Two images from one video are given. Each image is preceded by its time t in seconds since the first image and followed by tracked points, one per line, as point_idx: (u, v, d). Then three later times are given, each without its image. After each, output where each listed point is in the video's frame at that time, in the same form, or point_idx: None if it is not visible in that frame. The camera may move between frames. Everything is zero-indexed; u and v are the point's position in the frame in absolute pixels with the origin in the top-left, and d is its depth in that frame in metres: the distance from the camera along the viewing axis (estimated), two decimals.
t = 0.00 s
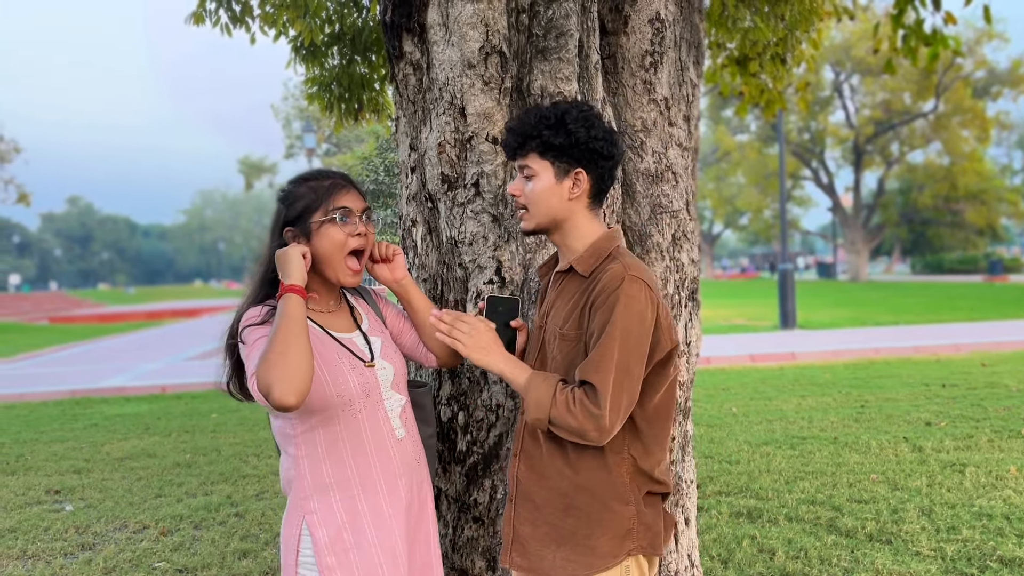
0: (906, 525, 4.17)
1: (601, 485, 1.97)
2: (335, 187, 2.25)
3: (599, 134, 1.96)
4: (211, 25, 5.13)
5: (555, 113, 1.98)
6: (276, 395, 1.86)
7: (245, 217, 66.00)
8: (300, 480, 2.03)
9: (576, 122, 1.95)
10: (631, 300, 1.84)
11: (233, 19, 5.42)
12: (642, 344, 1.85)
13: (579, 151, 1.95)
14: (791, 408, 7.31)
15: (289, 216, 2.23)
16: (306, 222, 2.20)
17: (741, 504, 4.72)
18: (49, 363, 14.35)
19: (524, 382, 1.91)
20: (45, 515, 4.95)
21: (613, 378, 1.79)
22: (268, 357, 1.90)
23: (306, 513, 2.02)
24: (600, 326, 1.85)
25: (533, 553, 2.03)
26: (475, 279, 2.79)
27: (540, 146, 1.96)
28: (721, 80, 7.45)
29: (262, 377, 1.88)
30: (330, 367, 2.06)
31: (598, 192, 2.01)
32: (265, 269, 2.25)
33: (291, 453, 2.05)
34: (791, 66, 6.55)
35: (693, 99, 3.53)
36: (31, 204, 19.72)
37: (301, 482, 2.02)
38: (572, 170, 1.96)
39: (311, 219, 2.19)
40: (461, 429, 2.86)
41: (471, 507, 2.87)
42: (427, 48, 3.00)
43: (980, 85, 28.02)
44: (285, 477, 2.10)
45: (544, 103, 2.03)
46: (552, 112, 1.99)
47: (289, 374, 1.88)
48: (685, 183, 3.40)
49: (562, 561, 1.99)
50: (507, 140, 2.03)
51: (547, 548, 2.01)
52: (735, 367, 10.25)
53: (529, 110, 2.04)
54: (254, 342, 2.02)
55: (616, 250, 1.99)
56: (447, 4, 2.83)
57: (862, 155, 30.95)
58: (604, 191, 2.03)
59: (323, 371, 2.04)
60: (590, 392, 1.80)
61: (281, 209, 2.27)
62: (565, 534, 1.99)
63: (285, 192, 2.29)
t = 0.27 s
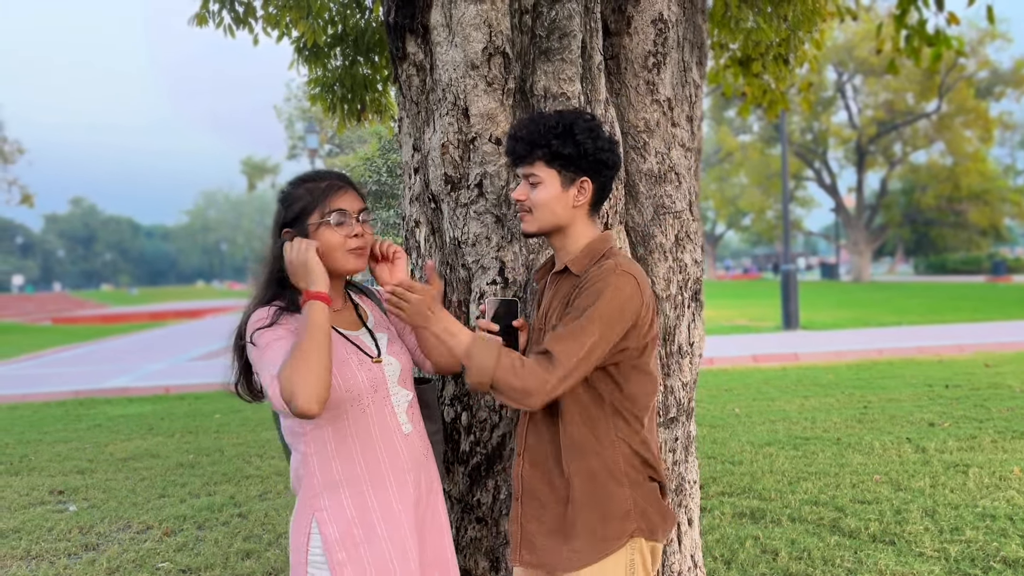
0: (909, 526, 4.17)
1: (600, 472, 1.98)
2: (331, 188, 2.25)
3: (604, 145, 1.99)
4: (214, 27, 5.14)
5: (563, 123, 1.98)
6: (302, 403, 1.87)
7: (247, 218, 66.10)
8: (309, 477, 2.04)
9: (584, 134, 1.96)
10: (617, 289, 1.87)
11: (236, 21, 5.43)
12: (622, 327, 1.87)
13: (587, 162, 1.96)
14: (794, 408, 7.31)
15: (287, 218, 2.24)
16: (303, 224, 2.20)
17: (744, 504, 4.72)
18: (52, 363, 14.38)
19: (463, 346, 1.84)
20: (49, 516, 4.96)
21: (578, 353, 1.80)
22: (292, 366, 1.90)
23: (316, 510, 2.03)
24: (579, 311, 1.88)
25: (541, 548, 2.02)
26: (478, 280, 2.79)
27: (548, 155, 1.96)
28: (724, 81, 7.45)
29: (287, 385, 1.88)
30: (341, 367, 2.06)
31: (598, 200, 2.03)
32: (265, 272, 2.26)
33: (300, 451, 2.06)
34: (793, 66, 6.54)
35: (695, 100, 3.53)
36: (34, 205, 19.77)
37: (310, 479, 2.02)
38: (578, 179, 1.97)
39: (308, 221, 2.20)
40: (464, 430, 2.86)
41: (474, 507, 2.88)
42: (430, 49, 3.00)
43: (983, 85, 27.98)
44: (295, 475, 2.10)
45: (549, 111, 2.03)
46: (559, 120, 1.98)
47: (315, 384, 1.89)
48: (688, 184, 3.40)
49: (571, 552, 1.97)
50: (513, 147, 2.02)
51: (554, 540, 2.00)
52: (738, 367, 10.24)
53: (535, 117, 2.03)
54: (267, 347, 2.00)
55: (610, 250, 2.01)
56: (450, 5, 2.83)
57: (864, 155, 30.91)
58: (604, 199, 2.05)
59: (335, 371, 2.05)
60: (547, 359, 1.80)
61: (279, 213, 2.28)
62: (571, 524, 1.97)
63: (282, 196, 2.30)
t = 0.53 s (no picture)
0: (913, 526, 4.17)
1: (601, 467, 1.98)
2: (297, 187, 2.21)
3: (600, 143, 1.99)
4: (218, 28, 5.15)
5: (559, 121, 1.98)
6: (342, 429, 1.84)
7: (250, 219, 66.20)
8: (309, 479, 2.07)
9: (580, 131, 1.97)
10: (620, 285, 1.86)
11: (239, 22, 5.44)
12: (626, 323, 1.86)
13: (582, 159, 1.96)
14: (797, 409, 7.30)
15: (257, 223, 2.20)
16: (271, 225, 2.17)
17: (747, 505, 4.72)
18: (56, 364, 14.41)
19: (495, 348, 1.81)
20: (53, 516, 4.98)
21: (590, 351, 1.79)
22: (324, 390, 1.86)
23: (316, 512, 2.05)
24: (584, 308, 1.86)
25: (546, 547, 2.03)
26: (482, 280, 2.80)
27: (544, 152, 1.96)
28: (727, 81, 7.44)
29: (322, 411, 1.83)
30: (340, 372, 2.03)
31: (594, 198, 2.03)
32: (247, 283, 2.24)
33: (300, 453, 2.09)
34: (797, 67, 6.55)
35: (699, 101, 3.53)
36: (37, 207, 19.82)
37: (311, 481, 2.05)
38: (573, 176, 1.97)
39: (275, 222, 2.16)
40: (467, 431, 2.86)
41: (478, 508, 2.88)
42: (433, 51, 3.00)
43: (987, 85, 27.95)
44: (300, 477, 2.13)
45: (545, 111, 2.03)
46: (555, 119, 1.99)
47: (351, 406, 1.85)
48: (692, 184, 3.40)
49: (574, 549, 1.95)
50: (511, 146, 2.03)
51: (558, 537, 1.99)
52: (741, 368, 10.23)
53: (532, 117, 2.04)
54: (284, 367, 1.93)
55: (608, 246, 2.00)
56: (453, 6, 2.84)
57: (867, 155, 30.87)
58: (599, 197, 2.05)
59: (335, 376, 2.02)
60: (568, 360, 1.79)
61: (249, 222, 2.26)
62: (574, 520, 1.96)
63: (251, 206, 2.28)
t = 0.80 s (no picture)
0: (916, 528, 4.16)
1: (608, 471, 1.98)
2: (319, 190, 2.21)
3: (596, 143, 2.00)
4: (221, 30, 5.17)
5: (554, 121, 1.99)
6: (336, 437, 1.84)
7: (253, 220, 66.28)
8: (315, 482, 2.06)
9: (575, 131, 1.97)
10: (627, 284, 1.85)
11: (242, 24, 5.45)
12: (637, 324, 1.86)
13: (578, 158, 1.97)
14: (800, 410, 7.29)
15: (276, 221, 2.18)
16: (293, 226, 2.15)
17: (750, 506, 4.72)
18: (60, 366, 14.44)
19: (512, 366, 1.83)
20: (57, 518, 4.99)
21: (606, 357, 1.78)
22: (320, 400, 1.86)
23: (322, 514, 2.05)
24: (594, 310, 1.86)
25: (550, 547, 2.02)
26: (485, 282, 2.80)
27: (539, 153, 1.96)
28: (729, 83, 7.44)
29: (315, 419, 1.84)
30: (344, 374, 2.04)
31: (593, 197, 2.03)
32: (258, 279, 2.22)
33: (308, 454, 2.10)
34: (799, 68, 6.54)
35: (701, 103, 3.53)
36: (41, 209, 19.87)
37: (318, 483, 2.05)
38: (570, 176, 1.97)
39: (298, 222, 2.15)
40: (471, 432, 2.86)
41: (482, 509, 2.89)
42: (437, 53, 3.01)
43: (990, 86, 27.91)
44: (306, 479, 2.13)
45: (540, 111, 2.04)
46: (550, 119, 1.99)
47: (345, 415, 1.86)
48: (695, 186, 3.40)
49: (575, 552, 1.97)
50: (506, 147, 2.03)
51: (562, 540, 2.00)
52: (744, 369, 10.22)
53: (526, 117, 2.04)
54: (283, 374, 1.94)
55: (606, 244, 2.02)
56: (456, 8, 2.85)
57: (870, 156, 30.84)
58: (598, 195, 2.05)
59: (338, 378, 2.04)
60: (585, 369, 1.79)
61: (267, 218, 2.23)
62: (578, 524, 1.97)
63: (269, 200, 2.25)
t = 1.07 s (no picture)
0: (921, 529, 4.16)
1: (608, 471, 1.98)
2: (349, 191, 2.23)
3: (593, 141, 1.99)
4: (225, 33, 5.19)
5: (550, 121, 1.98)
6: (332, 459, 1.86)
7: (256, 221, 66.38)
8: (325, 483, 2.06)
9: (571, 130, 1.97)
10: (625, 278, 1.86)
11: (246, 26, 5.47)
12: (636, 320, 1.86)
13: (575, 158, 1.96)
14: (804, 411, 7.28)
15: (304, 215, 2.17)
16: (325, 222, 2.15)
17: (754, 507, 4.72)
18: (65, 367, 14.48)
19: (507, 364, 1.83)
20: (62, 519, 5.00)
21: (604, 349, 1.78)
22: (323, 416, 1.88)
23: (332, 516, 2.05)
24: (593, 304, 1.86)
25: (549, 546, 2.02)
26: (488, 283, 2.81)
27: (536, 154, 1.96)
28: (733, 83, 7.43)
29: (315, 438, 1.86)
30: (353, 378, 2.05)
31: (591, 196, 2.03)
32: (272, 272, 2.19)
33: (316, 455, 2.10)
34: (803, 68, 6.54)
35: (705, 103, 3.53)
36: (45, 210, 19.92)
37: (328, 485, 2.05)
38: (567, 176, 1.97)
39: (330, 219, 2.15)
40: (475, 433, 2.87)
41: (485, 510, 2.89)
42: (440, 55, 3.02)
43: (993, 86, 27.87)
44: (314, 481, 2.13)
45: (536, 111, 2.03)
46: (546, 119, 1.99)
47: (345, 437, 1.87)
48: (698, 186, 3.40)
49: (575, 551, 1.97)
50: (502, 149, 2.04)
51: (562, 539, 2.00)
52: (748, 370, 10.21)
53: (522, 118, 2.04)
54: (287, 385, 1.94)
55: (608, 240, 2.01)
56: (460, 10, 2.86)
57: (874, 157, 30.80)
58: (597, 193, 2.05)
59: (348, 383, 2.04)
60: (582, 362, 1.79)
61: (290, 210, 2.21)
62: (578, 523, 1.97)
63: (293, 193, 2.23)
